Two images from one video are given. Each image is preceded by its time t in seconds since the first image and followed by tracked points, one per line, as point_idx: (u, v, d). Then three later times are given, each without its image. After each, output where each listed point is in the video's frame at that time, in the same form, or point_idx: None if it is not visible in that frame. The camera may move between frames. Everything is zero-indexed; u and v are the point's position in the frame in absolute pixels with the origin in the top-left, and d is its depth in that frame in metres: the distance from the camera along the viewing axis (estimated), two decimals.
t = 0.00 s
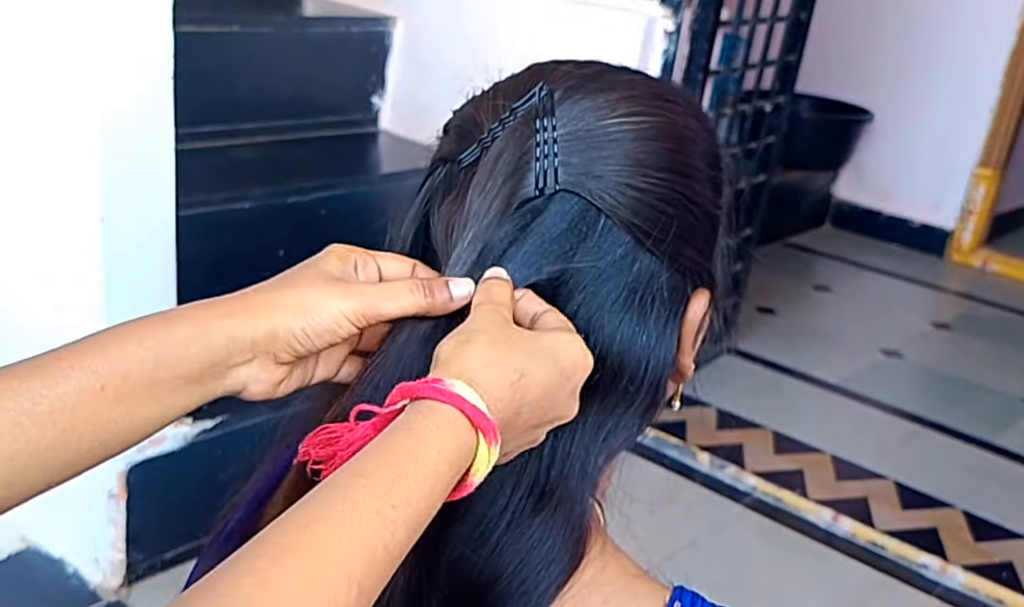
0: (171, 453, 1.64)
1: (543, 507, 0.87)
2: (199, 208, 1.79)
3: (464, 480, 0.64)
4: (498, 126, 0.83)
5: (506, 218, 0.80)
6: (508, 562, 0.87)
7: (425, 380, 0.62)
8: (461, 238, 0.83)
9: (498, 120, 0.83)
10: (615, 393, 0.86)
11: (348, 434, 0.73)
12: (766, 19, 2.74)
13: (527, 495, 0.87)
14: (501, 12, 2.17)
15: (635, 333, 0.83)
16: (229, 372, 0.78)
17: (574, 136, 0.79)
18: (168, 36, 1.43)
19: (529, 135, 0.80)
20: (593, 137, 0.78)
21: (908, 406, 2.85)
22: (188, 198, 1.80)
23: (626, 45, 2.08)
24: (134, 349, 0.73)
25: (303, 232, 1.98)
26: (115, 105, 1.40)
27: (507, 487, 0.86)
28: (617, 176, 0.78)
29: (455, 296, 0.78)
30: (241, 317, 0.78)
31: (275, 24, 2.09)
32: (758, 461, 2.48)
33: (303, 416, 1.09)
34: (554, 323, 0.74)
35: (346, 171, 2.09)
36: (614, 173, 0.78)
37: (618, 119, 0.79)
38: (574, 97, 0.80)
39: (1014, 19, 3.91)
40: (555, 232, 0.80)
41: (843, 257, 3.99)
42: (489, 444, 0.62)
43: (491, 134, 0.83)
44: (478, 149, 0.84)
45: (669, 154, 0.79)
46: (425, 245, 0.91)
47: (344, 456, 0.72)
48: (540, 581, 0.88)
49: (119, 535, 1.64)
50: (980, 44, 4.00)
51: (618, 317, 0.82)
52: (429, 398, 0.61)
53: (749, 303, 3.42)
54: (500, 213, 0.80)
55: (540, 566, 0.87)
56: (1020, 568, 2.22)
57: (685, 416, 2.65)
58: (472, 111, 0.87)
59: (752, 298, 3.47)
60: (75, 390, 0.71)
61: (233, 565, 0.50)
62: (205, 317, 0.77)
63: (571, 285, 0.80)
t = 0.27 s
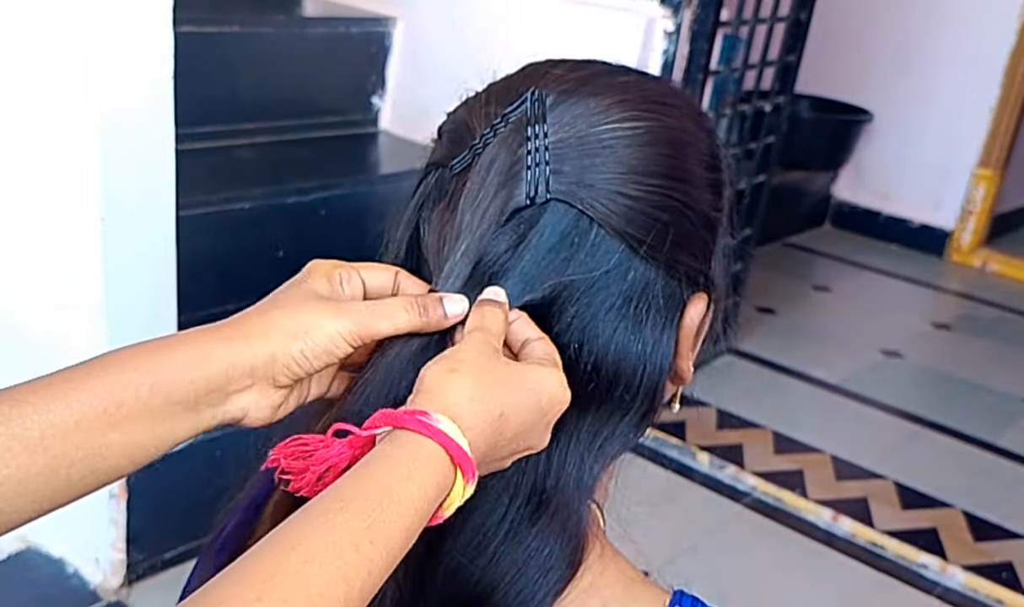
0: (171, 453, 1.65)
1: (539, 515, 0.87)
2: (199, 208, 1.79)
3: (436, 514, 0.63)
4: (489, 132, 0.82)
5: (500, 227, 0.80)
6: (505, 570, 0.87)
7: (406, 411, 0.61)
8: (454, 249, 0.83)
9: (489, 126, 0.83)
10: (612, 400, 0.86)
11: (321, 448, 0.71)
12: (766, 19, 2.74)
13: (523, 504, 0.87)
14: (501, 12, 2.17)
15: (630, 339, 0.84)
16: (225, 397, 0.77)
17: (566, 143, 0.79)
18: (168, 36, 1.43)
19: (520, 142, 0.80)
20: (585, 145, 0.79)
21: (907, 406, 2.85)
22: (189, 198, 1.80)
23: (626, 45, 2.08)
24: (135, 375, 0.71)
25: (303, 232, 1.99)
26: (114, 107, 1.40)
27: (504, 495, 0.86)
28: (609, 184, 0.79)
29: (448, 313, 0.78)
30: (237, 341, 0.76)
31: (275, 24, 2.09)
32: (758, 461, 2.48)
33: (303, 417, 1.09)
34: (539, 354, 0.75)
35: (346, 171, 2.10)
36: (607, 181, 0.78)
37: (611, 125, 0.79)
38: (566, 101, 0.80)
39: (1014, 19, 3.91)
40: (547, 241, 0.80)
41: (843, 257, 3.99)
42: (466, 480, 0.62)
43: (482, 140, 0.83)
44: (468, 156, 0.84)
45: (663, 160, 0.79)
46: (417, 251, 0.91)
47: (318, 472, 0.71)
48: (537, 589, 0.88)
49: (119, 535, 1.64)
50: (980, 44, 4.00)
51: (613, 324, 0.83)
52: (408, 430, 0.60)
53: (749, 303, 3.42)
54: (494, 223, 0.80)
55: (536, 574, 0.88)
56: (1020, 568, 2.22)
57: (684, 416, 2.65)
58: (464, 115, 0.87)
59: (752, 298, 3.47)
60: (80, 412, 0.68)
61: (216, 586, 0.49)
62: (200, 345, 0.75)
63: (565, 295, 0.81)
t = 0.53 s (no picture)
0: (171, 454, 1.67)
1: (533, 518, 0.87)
2: (199, 208, 1.79)
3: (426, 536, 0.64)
4: (479, 135, 0.82)
5: (490, 231, 0.81)
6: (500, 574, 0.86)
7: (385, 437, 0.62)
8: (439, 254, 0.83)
9: (480, 128, 0.83)
10: (606, 401, 0.87)
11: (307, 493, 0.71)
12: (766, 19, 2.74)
13: (517, 509, 0.87)
14: (501, 12, 2.17)
15: (624, 340, 0.84)
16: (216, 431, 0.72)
17: (557, 145, 0.79)
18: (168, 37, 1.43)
19: (510, 145, 0.80)
20: (574, 148, 0.78)
21: (907, 406, 2.85)
22: (189, 198, 1.80)
23: (626, 45, 2.09)
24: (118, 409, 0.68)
25: (303, 232, 1.99)
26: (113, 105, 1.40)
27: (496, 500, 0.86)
28: (600, 186, 0.79)
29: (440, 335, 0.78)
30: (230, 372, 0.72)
31: (275, 24, 2.09)
32: (758, 461, 2.48)
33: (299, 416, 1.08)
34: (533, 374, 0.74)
35: (346, 172, 2.10)
36: (598, 183, 0.78)
37: (601, 126, 0.78)
38: (556, 102, 0.80)
39: (1014, 19, 3.91)
40: (539, 244, 0.80)
41: (843, 257, 3.99)
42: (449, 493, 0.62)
43: (472, 143, 0.83)
44: (458, 159, 0.85)
45: (654, 160, 0.79)
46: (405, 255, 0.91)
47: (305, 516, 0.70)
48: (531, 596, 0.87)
49: (119, 536, 1.64)
50: (980, 44, 4.00)
51: (607, 325, 0.83)
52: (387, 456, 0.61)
53: (748, 303, 3.42)
54: (479, 230, 0.81)
55: (531, 577, 0.87)
56: (1020, 568, 2.23)
57: (684, 416, 2.65)
58: (454, 116, 0.87)
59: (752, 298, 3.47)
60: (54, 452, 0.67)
61: None
62: (183, 380, 0.71)
63: (557, 298, 0.82)
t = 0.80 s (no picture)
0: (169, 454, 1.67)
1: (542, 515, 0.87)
2: (198, 208, 1.79)
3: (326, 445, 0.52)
4: (487, 141, 0.81)
5: (502, 235, 0.79)
6: (506, 566, 0.87)
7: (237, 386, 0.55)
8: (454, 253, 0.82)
9: (488, 134, 0.82)
10: (617, 399, 0.86)
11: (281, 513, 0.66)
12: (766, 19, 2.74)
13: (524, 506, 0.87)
14: (501, 12, 2.17)
15: (637, 336, 0.84)
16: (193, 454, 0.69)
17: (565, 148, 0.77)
18: (167, 39, 1.44)
19: (519, 149, 0.78)
20: (584, 150, 0.76)
21: (907, 406, 2.85)
22: (188, 198, 1.80)
23: (625, 45, 2.09)
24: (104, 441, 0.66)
25: (303, 232, 1.99)
26: (114, 106, 1.40)
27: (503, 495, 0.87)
28: (611, 187, 0.77)
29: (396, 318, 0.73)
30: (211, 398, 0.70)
31: (275, 25, 2.10)
32: (758, 461, 2.48)
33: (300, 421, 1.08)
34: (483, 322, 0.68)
35: (346, 172, 2.10)
36: (608, 185, 0.77)
37: (609, 128, 0.77)
38: (562, 106, 0.78)
39: (1014, 19, 3.91)
40: (552, 244, 0.80)
41: (843, 257, 3.99)
42: (304, 387, 0.52)
43: (481, 149, 0.81)
44: (466, 166, 0.83)
45: (662, 161, 0.78)
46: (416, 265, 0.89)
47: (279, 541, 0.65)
48: (538, 590, 0.88)
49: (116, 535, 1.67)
50: (980, 44, 4.00)
51: (620, 322, 0.83)
52: (241, 398, 0.54)
53: (748, 303, 3.42)
54: (495, 229, 0.79)
55: (538, 571, 0.87)
56: (1020, 568, 2.22)
57: (684, 416, 2.65)
58: (459, 125, 0.86)
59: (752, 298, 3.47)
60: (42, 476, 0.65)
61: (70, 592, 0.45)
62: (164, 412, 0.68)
63: (568, 295, 0.82)
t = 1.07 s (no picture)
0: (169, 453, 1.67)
1: (548, 517, 0.87)
2: (199, 208, 1.79)
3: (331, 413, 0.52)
4: (499, 133, 0.82)
5: (516, 228, 0.80)
6: (507, 569, 0.87)
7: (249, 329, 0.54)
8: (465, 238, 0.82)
9: (499, 127, 0.82)
10: (624, 400, 0.86)
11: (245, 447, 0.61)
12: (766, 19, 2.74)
13: (530, 506, 0.87)
14: (499, 12, 2.17)
15: (644, 340, 0.84)
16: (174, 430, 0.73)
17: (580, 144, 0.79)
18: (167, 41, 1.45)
19: (533, 142, 0.79)
20: (598, 146, 0.78)
21: (907, 406, 2.85)
22: (189, 198, 1.80)
23: (624, 44, 2.09)
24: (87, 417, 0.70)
25: (303, 232, 1.99)
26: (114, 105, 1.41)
27: (506, 495, 0.87)
28: (624, 185, 0.78)
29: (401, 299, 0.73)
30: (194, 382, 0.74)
31: (275, 24, 2.09)
32: (758, 461, 2.48)
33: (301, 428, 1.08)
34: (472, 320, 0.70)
35: (346, 171, 2.10)
36: (622, 182, 0.78)
37: (624, 125, 0.78)
38: (577, 102, 0.79)
39: (1014, 19, 3.91)
40: (562, 242, 0.81)
41: (843, 257, 3.99)
42: (329, 351, 0.52)
43: (492, 142, 0.82)
44: (479, 159, 0.83)
45: (674, 160, 0.79)
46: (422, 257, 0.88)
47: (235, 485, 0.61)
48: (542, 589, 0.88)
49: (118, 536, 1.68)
50: (980, 44, 4.00)
51: (627, 325, 0.83)
52: (254, 346, 0.52)
53: (748, 303, 3.42)
54: (511, 214, 0.80)
55: (541, 570, 0.87)
56: (1020, 568, 2.22)
57: (684, 416, 2.65)
58: (469, 119, 0.86)
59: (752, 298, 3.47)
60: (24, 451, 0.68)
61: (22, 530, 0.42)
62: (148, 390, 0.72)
63: (576, 293, 0.82)
